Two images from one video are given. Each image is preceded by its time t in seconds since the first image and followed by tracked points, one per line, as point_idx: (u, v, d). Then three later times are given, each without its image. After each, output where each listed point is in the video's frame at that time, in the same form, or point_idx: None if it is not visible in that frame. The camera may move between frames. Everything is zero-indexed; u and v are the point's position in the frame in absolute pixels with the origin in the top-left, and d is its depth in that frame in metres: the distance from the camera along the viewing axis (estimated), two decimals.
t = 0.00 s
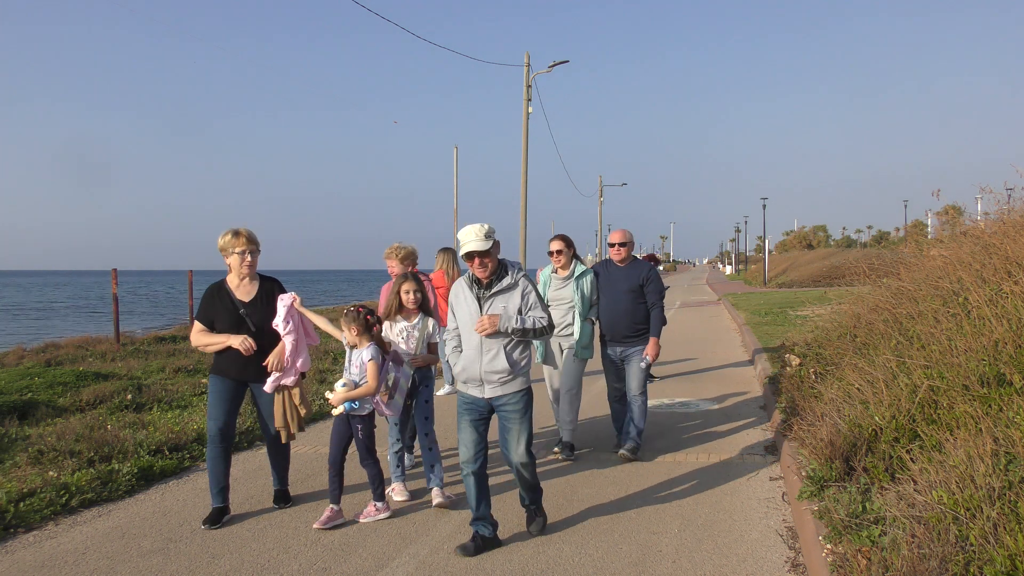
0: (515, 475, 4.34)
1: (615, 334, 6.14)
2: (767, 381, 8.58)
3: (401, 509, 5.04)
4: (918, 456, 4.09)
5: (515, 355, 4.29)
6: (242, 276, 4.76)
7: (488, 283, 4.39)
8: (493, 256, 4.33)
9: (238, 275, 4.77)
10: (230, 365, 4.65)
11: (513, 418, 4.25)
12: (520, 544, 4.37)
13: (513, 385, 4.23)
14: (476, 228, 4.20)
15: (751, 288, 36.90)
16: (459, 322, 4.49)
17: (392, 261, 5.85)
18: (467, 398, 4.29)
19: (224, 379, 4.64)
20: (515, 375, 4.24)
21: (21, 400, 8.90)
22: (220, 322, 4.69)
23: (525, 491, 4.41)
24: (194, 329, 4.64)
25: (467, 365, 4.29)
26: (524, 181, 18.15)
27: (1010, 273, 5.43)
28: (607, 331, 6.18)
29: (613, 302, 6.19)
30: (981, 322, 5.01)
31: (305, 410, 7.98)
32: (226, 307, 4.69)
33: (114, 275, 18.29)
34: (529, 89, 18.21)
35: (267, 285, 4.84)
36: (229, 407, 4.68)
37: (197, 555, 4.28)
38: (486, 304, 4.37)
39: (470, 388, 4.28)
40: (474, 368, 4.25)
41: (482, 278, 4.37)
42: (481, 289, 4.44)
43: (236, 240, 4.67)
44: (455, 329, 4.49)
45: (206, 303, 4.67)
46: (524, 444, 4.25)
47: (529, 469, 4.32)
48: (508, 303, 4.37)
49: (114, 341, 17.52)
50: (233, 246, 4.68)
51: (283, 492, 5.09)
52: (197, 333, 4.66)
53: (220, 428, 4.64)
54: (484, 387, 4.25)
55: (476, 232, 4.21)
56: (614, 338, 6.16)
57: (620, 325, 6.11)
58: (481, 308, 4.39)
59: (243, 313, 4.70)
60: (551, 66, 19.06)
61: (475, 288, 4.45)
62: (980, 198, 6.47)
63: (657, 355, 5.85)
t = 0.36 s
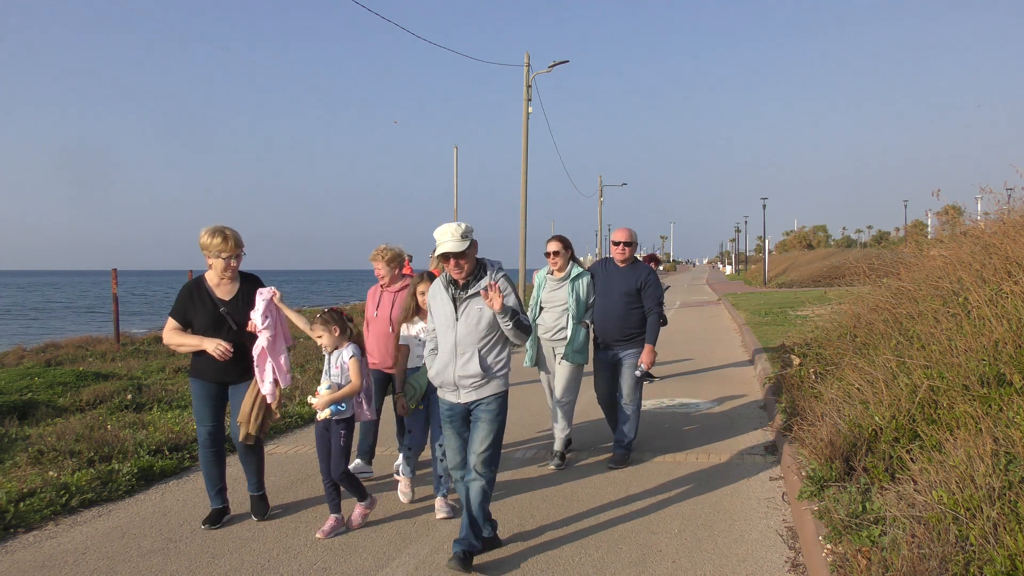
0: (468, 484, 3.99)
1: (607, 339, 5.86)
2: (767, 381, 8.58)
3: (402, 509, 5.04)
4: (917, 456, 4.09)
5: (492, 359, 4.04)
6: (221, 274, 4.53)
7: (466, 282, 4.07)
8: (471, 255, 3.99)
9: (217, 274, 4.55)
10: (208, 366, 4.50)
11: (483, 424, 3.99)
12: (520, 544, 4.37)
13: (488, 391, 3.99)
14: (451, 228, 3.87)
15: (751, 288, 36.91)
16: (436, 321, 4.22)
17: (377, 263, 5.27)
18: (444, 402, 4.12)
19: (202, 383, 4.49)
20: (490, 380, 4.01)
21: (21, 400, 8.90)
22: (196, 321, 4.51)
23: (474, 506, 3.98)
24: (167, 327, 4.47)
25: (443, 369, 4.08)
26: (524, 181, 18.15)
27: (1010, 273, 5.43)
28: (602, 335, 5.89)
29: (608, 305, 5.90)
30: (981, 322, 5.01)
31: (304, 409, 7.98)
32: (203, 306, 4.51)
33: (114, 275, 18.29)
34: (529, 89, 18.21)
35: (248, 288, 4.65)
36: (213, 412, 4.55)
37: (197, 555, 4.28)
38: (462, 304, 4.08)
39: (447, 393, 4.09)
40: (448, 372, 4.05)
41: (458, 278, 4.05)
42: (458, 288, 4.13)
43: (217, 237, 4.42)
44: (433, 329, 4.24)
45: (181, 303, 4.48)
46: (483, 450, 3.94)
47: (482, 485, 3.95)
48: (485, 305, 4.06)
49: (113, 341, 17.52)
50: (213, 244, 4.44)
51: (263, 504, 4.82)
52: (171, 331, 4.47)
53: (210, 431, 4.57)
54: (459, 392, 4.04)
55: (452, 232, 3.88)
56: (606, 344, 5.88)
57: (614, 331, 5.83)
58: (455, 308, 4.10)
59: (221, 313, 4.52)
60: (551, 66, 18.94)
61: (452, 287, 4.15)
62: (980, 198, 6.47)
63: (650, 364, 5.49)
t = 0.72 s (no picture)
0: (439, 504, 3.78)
1: (606, 338, 5.79)
2: (767, 382, 8.59)
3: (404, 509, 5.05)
4: (917, 456, 4.09)
5: (466, 368, 3.89)
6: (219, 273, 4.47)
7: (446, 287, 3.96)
8: (449, 260, 3.85)
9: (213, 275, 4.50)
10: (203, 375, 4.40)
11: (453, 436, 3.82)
12: (520, 543, 4.37)
13: (461, 400, 3.82)
14: (429, 230, 3.76)
15: (751, 288, 36.91)
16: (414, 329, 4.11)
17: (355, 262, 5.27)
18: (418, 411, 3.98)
19: (195, 393, 4.41)
20: (463, 390, 3.84)
21: (21, 400, 8.90)
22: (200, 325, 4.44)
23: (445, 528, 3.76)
24: (171, 333, 4.37)
25: (417, 377, 3.95)
26: (524, 181, 18.15)
27: (1010, 273, 5.43)
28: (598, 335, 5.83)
29: (605, 304, 5.85)
30: (981, 322, 5.01)
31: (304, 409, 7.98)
32: (206, 310, 4.46)
33: (114, 275, 18.29)
34: (529, 89, 18.21)
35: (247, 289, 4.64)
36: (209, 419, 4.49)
37: (197, 554, 4.28)
38: (438, 308, 3.97)
39: (420, 402, 3.95)
40: (420, 380, 3.92)
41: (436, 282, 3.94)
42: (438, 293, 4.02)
43: (211, 234, 4.37)
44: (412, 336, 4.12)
45: (179, 308, 4.41)
46: (454, 466, 3.75)
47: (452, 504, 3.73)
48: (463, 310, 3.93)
49: (113, 342, 17.51)
50: (208, 242, 4.38)
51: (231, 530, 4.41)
52: (176, 337, 4.34)
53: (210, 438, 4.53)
54: (432, 402, 3.90)
55: (429, 234, 3.78)
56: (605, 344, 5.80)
57: (612, 330, 5.79)
58: (432, 312, 3.99)
59: (222, 315, 4.49)
60: (551, 66, 18.44)
61: (430, 292, 4.04)
62: (980, 198, 6.46)
63: (643, 362, 5.51)
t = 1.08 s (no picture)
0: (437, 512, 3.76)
1: (602, 343, 5.65)
2: (767, 382, 8.60)
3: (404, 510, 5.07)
4: (917, 456, 4.09)
5: (450, 370, 3.78)
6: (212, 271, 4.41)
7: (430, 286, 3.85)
8: (435, 253, 3.78)
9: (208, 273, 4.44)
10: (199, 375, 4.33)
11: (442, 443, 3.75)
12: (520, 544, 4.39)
13: (446, 405, 3.72)
14: (415, 220, 3.66)
15: (751, 288, 36.91)
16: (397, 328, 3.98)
17: (344, 262, 5.26)
18: (398, 414, 3.84)
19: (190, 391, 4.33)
20: (448, 393, 3.73)
21: (21, 400, 8.90)
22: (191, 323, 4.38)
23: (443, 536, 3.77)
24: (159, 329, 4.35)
25: (399, 378, 3.82)
26: (524, 181, 18.15)
27: (1010, 273, 5.43)
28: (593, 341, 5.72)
29: (599, 304, 5.73)
30: (981, 322, 5.01)
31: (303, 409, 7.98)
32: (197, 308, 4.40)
33: (114, 275, 18.28)
34: (529, 89, 18.21)
35: (245, 287, 4.55)
36: (194, 422, 4.35)
37: (197, 555, 4.29)
38: (420, 307, 3.84)
39: (402, 405, 3.82)
40: (402, 381, 3.80)
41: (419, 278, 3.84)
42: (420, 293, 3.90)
43: (207, 232, 4.31)
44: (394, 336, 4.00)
45: (172, 305, 4.38)
46: (451, 475, 3.72)
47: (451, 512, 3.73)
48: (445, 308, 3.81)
49: (113, 342, 17.52)
50: (203, 239, 4.32)
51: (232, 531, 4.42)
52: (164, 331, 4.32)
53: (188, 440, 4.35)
54: (414, 405, 3.78)
55: (414, 225, 3.68)
56: (600, 348, 5.68)
57: (607, 332, 5.66)
58: (415, 311, 3.87)
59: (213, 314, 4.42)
60: (551, 66, 18.88)
61: (413, 291, 3.92)
62: (980, 198, 6.46)
63: (651, 375, 5.41)
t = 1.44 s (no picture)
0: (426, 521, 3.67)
1: (594, 340, 5.56)
2: (767, 382, 8.62)
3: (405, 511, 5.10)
4: (917, 456, 4.09)
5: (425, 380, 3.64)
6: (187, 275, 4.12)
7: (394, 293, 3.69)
8: (399, 257, 3.65)
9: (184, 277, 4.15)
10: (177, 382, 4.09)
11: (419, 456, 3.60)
12: (520, 544, 4.41)
13: (423, 417, 3.58)
14: (377, 222, 3.55)
15: (751, 288, 36.92)
16: (362, 338, 3.79)
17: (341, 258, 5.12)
18: (370, 431, 3.66)
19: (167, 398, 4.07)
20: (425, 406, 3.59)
21: (22, 400, 8.90)
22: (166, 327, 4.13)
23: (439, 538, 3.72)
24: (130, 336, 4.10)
25: (370, 394, 3.64)
26: (524, 181, 18.14)
27: (1010, 273, 5.42)
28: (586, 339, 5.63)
29: (591, 305, 5.64)
30: (981, 322, 5.01)
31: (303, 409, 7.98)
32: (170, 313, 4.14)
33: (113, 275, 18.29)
34: (529, 89, 18.17)
35: (222, 290, 4.25)
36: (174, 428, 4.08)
37: (197, 555, 4.29)
38: (388, 316, 3.67)
39: (373, 420, 3.65)
40: (374, 396, 3.62)
41: (384, 284, 3.68)
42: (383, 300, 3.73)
43: (178, 236, 3.99)
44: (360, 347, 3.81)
45: (146, 308, 4.12)
46: (433, 487, 3.60)
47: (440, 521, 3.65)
48: (415, 315, 3.66)
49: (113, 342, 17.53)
50: (175, 244, 3.99)
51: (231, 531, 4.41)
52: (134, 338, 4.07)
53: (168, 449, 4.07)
54: (387, 420, 3.61)
55: (377, 228, 3.57)
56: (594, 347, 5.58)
57: (600, 331, 5.56)
58: (383, 320, 3.69)
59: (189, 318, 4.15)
60: (551, 66, 18.89)
61: (377, 298, 3.74)
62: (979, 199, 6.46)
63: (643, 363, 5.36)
